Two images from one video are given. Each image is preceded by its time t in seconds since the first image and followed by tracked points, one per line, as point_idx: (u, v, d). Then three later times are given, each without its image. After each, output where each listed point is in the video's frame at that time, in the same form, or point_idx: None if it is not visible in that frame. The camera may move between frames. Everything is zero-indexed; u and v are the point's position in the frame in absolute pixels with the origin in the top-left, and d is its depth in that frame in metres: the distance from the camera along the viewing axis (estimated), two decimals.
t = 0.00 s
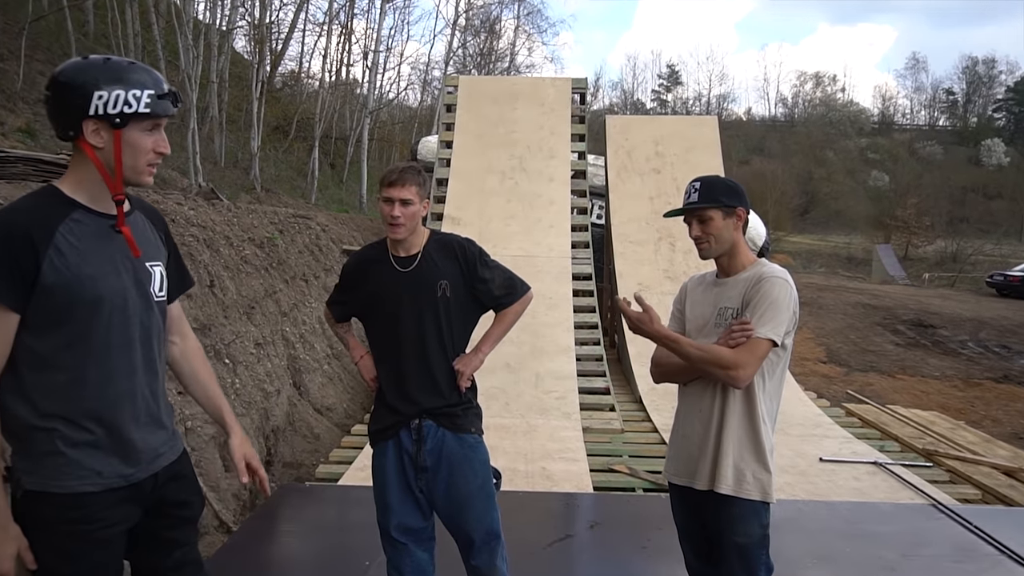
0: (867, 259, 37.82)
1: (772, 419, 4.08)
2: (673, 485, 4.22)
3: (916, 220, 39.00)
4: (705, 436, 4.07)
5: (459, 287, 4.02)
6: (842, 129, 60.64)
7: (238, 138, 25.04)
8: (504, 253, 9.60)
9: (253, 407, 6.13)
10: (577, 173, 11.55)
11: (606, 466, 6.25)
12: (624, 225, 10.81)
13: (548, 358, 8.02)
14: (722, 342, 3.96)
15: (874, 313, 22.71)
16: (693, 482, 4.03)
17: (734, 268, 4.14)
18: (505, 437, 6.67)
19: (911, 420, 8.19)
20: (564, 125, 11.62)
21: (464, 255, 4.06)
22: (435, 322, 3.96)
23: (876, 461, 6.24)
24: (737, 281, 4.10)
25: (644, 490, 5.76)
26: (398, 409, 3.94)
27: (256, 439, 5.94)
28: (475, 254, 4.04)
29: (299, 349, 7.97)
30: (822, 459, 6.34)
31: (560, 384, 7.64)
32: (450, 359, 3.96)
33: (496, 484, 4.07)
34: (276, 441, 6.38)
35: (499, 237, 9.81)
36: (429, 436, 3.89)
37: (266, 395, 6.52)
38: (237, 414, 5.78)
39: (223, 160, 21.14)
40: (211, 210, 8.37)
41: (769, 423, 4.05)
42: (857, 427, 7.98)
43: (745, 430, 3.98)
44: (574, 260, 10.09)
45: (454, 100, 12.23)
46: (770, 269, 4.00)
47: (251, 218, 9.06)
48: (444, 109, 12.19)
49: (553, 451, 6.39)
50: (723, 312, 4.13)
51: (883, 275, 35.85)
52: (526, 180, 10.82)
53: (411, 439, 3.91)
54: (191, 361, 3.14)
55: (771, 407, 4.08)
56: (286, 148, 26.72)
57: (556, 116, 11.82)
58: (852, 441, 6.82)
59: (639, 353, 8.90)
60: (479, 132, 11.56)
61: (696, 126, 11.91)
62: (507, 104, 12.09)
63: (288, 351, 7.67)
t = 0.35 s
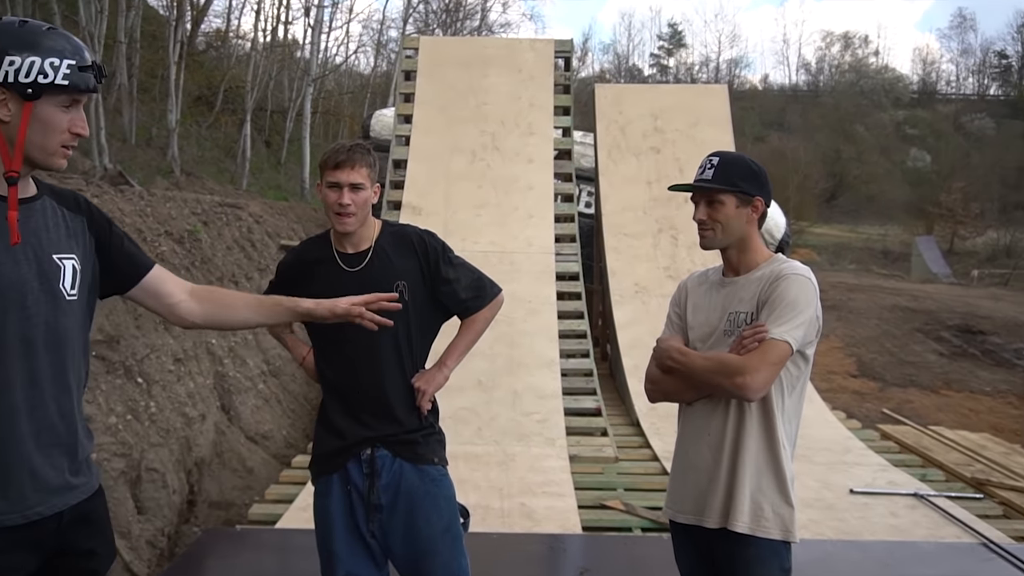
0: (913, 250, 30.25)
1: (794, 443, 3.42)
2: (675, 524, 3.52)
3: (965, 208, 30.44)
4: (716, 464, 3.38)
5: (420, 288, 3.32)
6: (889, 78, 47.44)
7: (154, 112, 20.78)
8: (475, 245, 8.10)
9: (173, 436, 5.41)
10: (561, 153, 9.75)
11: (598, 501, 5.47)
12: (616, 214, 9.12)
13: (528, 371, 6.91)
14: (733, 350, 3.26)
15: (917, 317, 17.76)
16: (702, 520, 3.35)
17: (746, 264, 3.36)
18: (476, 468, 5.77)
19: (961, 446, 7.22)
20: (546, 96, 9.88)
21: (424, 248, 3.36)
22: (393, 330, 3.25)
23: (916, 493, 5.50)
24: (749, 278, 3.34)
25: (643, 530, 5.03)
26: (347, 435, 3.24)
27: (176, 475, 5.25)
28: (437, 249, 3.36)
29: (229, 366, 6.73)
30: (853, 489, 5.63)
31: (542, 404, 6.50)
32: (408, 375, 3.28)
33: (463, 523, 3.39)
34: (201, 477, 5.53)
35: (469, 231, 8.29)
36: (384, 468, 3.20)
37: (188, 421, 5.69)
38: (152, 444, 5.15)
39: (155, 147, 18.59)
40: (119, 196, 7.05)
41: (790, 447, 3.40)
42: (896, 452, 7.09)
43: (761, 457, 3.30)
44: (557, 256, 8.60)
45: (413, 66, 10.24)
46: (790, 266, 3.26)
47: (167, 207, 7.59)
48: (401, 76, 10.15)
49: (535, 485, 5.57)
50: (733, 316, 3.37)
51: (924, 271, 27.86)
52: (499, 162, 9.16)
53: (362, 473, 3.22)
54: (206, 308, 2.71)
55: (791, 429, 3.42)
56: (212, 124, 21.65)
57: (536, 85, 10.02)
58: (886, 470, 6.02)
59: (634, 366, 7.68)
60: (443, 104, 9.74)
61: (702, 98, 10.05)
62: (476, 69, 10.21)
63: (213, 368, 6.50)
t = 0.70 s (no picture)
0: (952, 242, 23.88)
1: (811, 464, 2.89)
2: (677, 558, 3.00)
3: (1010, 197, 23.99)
4: (720, 490, 2.85)
5: (388, 291, 2.81)
6: (911, 33, 39.93)
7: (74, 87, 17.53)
8: (448, 240, 6.49)
9: (100, 460, 4.64)
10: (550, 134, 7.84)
11: (591, 535, 4.31)
12: (610, 203, 7.35)
13: (510, 386, 5.36)
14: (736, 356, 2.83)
15: (952, 320, 14.28)
16: (707, 554, 2.84)
17: (762, 262, 2.88)
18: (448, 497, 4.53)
19: (1006, 468, 5.80)
20: (531, 70, 7.99)
21: (391, 244, 2.84)
22: (354, 339, 2.73)
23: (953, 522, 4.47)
24: (761, 277, 2.87)
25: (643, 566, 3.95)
26: (303, 461, 2.72)
27: (103, 506, 4.51)
28: (406, 245, 2.85)
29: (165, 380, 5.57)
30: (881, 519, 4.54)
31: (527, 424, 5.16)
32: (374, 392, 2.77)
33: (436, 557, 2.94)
34: (133, 507, 4.82)
35: (440, 223, 6.61)
36: (345, 498, 2.72)
37: (118, 444, 4.92)
38: (74, 472, 4.41)
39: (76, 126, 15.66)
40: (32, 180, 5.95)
41: (807, 468, 2.86)
42: (925, 474, 5.77)
43: (776, 483, 2.78)
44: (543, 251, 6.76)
45: (379, 32, 8.35)
46: (815, 262, 2.80)
47: (92, 194, 6.45)
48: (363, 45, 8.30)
49: (521, 514, 4.36)
50: (743, 319, 2.89)
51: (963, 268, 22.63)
52: (478, 146, 7.36)
53: (319, 503, 2.73)
54: (102, 379, 2.06)
55: (809, 448, 2.87)
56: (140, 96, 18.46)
57: (521, 55, 8.15)
58: (922, 495, 4.88)
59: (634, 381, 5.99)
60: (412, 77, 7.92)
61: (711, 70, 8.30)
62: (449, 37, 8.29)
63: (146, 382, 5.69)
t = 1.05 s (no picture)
0: (1009, 239, 20.43)
1: (852, 490, 2.51)
2: None
3: None
4: (748, 521, 2.47)
5: (368, 297, 2.43)
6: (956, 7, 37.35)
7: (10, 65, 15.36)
8: (440, 237, 5.88)
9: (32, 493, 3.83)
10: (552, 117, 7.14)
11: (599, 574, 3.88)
12: (622, 194, 6.75)
13: (508, 406, 4.88)
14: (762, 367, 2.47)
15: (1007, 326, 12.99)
16: None
17: (792, 261, 2.51)
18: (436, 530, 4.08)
19: None
20: (529, 41, 7.17)
21: (371, 244, 2.45)
22: (330, 352, 2.36)
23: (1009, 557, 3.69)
24: (789, 277, 2.50)
25: None
26: (272, 492, 2.35)
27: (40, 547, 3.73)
28: (388, 245, 2.46)
29: (114, 397, 4.93)
30: (926, 554, 3.73)
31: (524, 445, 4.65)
32: (353, 411, 2.40)
33: None
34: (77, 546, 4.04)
35: (427, 218, 6.01)
36: (320, 532, 2.35)
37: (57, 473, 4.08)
38: None
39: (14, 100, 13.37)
40: None
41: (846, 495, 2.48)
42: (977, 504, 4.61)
43: (814, 516, 2.40)
44: (546, 252, 6.22)
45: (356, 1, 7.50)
46: (846, 258, 2.44)
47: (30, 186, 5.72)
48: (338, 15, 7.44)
49: (516, 550, 3.93)
50: (765, 325, 2.53)
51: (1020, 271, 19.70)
52: (470, 128, 6.62)
53: (291, 539, 2.36)
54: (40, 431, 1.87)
55: (849, 472, 2.49)
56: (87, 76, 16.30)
57: (519, 26, 7.31)
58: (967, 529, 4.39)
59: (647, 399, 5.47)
60: (395, 51, 7.09)
61: (733, 43, 7.57)
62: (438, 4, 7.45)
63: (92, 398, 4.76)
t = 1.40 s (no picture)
0: None
1: (863, 498, 2.47)
2: None
3: None
4: (756, 530, 2.43)
5: (372, 303, 2.39)
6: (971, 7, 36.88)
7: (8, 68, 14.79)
8: (446, 245, 5.83)
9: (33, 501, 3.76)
10: (559, 120, 7.10)
11: None
12: (630, 199, 6.70)
13: (515, 413, 4.83)
14: (775, 375, 2.43)
15: (1017, 334, 12.98)
16: None
17: (803, 265, 2.46)
18: (445, 541, 4.04)
19: None
20: (537, 45, 7.10)
21: (375, 251, 2.40)
22: (333, 359, 2.31)
23: None
24: (802, 281, 2.45)
25: None
26: (275, 501, 2.31)
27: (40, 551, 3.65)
28: (392, 250, 2.41)
29: (114, 405, 4.85)
30: (940, 564, 3.68)
31: (531, 454, 4.62)
32: (357, 419, 2.36)
33: None
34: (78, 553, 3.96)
35: (432, 223, 5.97)
36: (324, 543, 2.32)
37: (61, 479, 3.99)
38: None
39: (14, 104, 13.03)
40: None
41: (857, 505, 2.43)
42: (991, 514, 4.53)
43: (824, 526, 2.36)
44: (553, 257, 6.18)
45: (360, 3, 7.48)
46: (861, 263, 2.39)
47: (29, 192, 5.65)
48: (342, 18, 7.42)
49: (523, 563, 3.88)
50: (780, 332, 2.48)
51: None
52: (475, 131, 6.57)
53: (294, 549, 2.32)
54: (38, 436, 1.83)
55: (861, 483, 2.44)
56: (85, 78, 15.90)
57: (525, 28, 7.25)
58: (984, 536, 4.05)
59: (655, 406, 5.44)
60: (399, 53, 7.03)
61: (741, 48, 7.51)
62: (443, 7, 7.37)
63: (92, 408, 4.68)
